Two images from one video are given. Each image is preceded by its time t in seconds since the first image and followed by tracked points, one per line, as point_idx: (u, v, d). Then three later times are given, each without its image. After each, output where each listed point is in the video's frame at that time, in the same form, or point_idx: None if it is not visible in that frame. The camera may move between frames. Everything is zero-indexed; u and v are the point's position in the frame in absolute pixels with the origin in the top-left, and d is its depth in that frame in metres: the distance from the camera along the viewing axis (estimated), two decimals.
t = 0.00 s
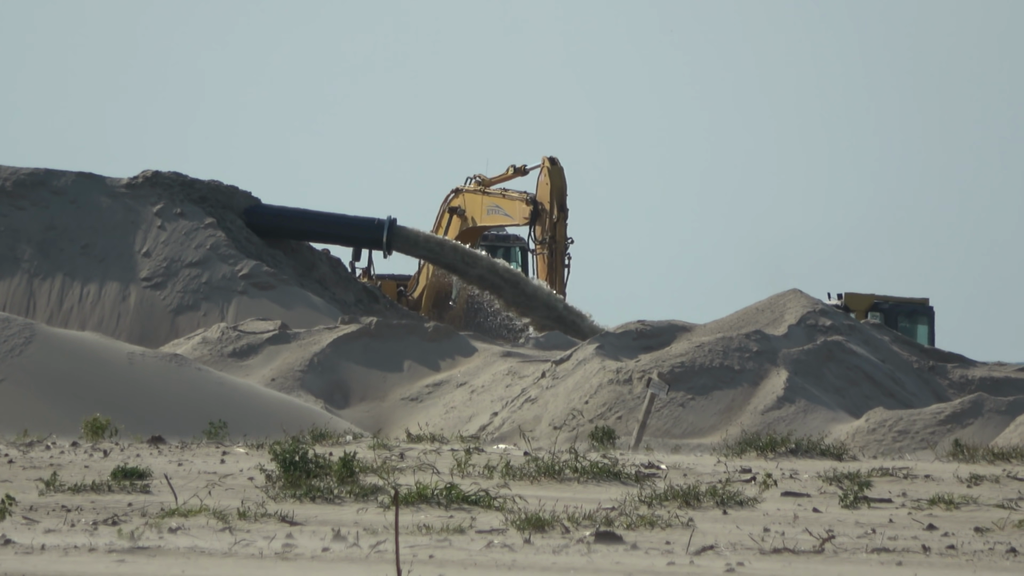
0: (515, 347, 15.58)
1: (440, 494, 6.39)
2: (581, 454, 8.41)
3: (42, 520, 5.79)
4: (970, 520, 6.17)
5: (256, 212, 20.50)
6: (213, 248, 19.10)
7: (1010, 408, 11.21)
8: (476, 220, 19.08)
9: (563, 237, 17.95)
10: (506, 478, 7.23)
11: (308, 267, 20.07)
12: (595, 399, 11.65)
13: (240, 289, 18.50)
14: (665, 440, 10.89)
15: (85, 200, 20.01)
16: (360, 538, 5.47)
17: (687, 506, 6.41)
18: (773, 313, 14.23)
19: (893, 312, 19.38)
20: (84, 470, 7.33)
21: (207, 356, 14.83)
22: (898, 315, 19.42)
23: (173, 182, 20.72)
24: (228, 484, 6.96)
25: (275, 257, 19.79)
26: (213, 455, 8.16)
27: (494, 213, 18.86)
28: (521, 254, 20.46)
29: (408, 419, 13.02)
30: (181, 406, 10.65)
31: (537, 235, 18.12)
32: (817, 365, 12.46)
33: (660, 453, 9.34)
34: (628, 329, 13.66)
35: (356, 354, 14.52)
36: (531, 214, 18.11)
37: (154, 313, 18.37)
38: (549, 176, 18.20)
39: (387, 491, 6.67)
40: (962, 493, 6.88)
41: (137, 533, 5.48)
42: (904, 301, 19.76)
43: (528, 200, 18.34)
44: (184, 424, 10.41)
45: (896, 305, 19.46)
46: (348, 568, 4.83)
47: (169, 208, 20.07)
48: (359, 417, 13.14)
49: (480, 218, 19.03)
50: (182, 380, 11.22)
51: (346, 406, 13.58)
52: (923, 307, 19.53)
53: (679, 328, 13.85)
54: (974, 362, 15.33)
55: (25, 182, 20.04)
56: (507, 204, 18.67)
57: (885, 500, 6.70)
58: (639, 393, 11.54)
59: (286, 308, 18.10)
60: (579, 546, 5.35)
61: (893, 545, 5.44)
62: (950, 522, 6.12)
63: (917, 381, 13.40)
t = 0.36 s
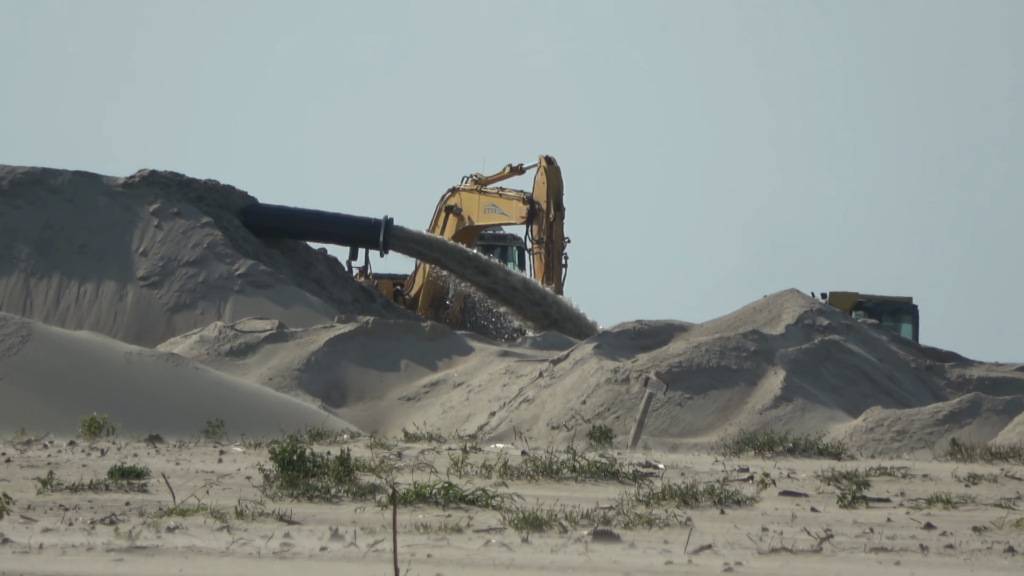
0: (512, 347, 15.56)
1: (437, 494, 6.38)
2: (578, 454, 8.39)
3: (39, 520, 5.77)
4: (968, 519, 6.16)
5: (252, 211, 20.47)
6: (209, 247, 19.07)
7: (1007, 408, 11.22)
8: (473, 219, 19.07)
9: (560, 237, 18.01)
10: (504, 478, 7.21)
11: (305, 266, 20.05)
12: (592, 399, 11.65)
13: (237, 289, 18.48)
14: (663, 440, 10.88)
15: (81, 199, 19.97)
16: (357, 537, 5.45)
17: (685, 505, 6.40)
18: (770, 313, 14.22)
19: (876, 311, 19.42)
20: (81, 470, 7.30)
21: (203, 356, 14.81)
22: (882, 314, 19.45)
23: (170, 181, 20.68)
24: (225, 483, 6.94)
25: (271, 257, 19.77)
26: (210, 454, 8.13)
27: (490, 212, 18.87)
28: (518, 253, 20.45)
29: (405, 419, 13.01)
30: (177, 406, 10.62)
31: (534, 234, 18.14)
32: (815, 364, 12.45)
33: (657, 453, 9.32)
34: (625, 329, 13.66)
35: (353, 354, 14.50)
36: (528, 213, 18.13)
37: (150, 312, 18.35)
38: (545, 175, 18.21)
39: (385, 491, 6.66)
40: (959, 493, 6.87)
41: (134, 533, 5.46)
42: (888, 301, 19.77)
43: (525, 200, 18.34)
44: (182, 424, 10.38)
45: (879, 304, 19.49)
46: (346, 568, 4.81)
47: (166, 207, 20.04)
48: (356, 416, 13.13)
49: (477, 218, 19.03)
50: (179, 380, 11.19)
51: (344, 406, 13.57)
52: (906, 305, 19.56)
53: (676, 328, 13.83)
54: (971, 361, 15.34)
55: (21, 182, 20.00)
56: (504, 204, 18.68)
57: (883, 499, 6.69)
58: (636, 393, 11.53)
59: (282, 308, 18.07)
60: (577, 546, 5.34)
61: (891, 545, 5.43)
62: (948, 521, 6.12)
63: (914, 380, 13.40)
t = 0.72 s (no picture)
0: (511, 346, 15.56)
1: (437, 493, 6.37)
2: (578, 453, 8.37)
3: (38, 519, 5.76)
4: (968, 519, 6.15)
5: (251, 210, 20.46)
6: (208, 246, 19.05)
7: (1007, 407, 11.21)
8: (471, 219, 19.04)
9: (558, 236, 18.20)
10: (503, 477, 7.20)
11: (304, 265, 20.04)
12: (591, 399, 11.64)
13: (235, 288, 18.46)
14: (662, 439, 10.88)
15: (80, 198, 19.96)
16: (357, 536, 5.44)
17: (685, 505, 6.39)
18: (769, 313, 14.22)
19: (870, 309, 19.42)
20: (80, 469, 7.29)
21: (202, 355, 14.80)
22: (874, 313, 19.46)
23: (169, 181, 20.67)
24: (224, 482, 6.94)
25: (270, 256, 19.76)
26: (209, 454, 8.11)
27: (489, 212, 18.88)
28: (517, 253, 20.44)
29: (404, 418, 13.00)
30: (177, 405, 10.61)
31: (532, 234, 18.24)
32: (814, 364, 12.44)
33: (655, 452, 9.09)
34: (624, 328, 13.66)
35: (352, 353, 14.49)
36: (526, 213, 18.24)
37: (149, 311, 18.34)
38: (544, 176, 18.37)
39: (384, 490, 6.64)
40: (959, 492, 6.85)
41: (134, 532, 5.44)
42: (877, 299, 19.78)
43: (523, 200, 18.43)
44: (182, 423, 10.37)
45: (872, 302, 19.49)
46: (345, 567, 4.80)
47: (164, 207, 20.03)
48: (355, 415, 13.12)
49: (475, 217, 19.00)
50: (178, 379, 11.18)
51: (342, 405, 13.57)
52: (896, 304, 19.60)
53: (675, 327, 13.82)
54: (970, 361, 15.34)
55: (20, 181, 19.99)
56: (502, 203, 18.73)
57: (883, 498, 6.67)
58: (635, 392, 11.52)
59: (281, 307, 18.06)
60: (577, 545, 5.32)
61: (892, 544, 5.42)
62: (948, 521, 6.10)
63: (913, 380, 13.40)
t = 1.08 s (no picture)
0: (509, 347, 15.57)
1: (434, 493, 6.38)
2: (576, 454, 8.40)
3: (36, 520, 5.77)
4: (965, 519, 6.17)
5: (250, 210, 20.45)
6: (207, 247, 19.05)
7: (1004, 408, 11.23)
8: (470, 219, 19.03)
9: (557, 237, 18.16)
10: (501, 478, 7.23)
11: (303, 266, 20.05)
12: (589, 399, 11.65)
13: (234, 289, 18.47)
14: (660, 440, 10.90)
15: (79, 199, 19.96)
16: (354, 537, 5.45)
17: (682, 505, 6.41)
18: (767, 313, 14.23)
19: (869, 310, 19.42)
20: (78, 470, 7.30)
21: (201, 356, 14.80)
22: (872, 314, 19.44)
23: (167, 181, 20.67)
24: (222, 483, 6.95)
25: (268, 257, 19.76)
26: (207, 454, 8.12)
27: (488, 212, 18.88)
28: (516, 253, 20.46)
29: (402, 419, 13.02)
30: (175, 406, 10.63)
31: (530, 234, 18.22)
32: (812, 365, 12.46)
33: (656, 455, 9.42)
34: (622, 329, 13.67)
35: (351, 353, 14.50)
36: (524, 213, 18.24)
37: (148, 312, 18.35)
38: (543, 176, 18.35)
39: (382, 491, 6.65)
40: (956, 493, 6.88)
41: (131, 533, 5.46)
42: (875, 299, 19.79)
43: (522, 200, 18.42)
44: (180, 424, 10.38)
45: (872, 301, 19.49)
46: (342, 568, 4.81)
47: (163, 207, 20.03)
48: (353, 416, 13.14)
49: (474, 218, 18.99)
50: (177, 380, 11.19)
51: (341, 406, 13.59)
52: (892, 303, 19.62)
53: (673, 327, 13.84)
54: (968, 361, 15.35)
55: (19, 182, 19.98)
56: (501, 204, 18.74)
57: (879, 499, 6.69)
58: (633, 393, 11.54)
59: (279, 308, 18.07)
60: (574, 546, 5.34)
61: (888, 545, 5.43)
62: (945, 521, 6.13)
63: (910, 380, 13.42)
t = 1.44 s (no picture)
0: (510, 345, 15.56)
1: (435, 493, 6.37)
2: (577, 453, 8.37)
3: (36, 519, 5.75)
4: (967, 519, 6.15)
5: (250, 210, 20.45)
6: (208, 246, 19.05)
7: (1006, 407, 11.21)
8: (471, 218, 19.02)
9: (558, 236, 18.34)
10: (501, 477, 7.20)
11: (303, 265, 20.05)
12: (591, 398, 11.64)
13: (235, 288, 18.46)
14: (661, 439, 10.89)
15: (80, 198, 19.96)
16: (354, 537, 5.44)
17: (684, 505, 6.39)
18: (768, 312, 14.23)
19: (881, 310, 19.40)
20: (78, 469, 7.29)
21: (201, 355, 14.80)
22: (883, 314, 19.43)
23: (168, 181, 20.67)
24: (223, 482, 6.94)
25: (269, 256, 19.76)
26: (208, 454, 8.10)
27: (489, 211, 18.89)
28: (517, 252, 20.47)
29: (403, 418, 13.01)
30: (176, 405, 10.63)
31: (531, 233, 18.33)
32: (813, 363, 12.45)
33: (655, 454, 9.01)
34: (623, 328, 13.67)
35: (351, 352, 14.50)
36: (526, 212, 18.30)
37: (149, 311, 18.35)
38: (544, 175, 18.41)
39: (382, 490, 6.64)
40: (958, 492, 6.85)
41: (132, 532, 5.44)
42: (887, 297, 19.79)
43: (523, 199, 18.45)
44: (181, 423, 10.37)
45: (884, 301, 19.49)
46: (342, 567, 4.79)
47: (164, 207, 20.04)
48: (354, 415, 13.13)
49: (475, 217, 18.98)
50: (178, 379, 11.18)
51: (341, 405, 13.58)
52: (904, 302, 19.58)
53: (674, 327, 13.83)
54: (970, 361, 15.34)
55: (20, 181, 19.98)
56: (502, 203, 18.75)
57: (881, 498, 6.68)
58: (634, 392, 11.53)
59: (280, 307, 18.06)
60: (575, 545, 5.32)
61: (890, 544, 5.42)
62: (947, 520, 6.11)
63: (911, 379, 13.41)
